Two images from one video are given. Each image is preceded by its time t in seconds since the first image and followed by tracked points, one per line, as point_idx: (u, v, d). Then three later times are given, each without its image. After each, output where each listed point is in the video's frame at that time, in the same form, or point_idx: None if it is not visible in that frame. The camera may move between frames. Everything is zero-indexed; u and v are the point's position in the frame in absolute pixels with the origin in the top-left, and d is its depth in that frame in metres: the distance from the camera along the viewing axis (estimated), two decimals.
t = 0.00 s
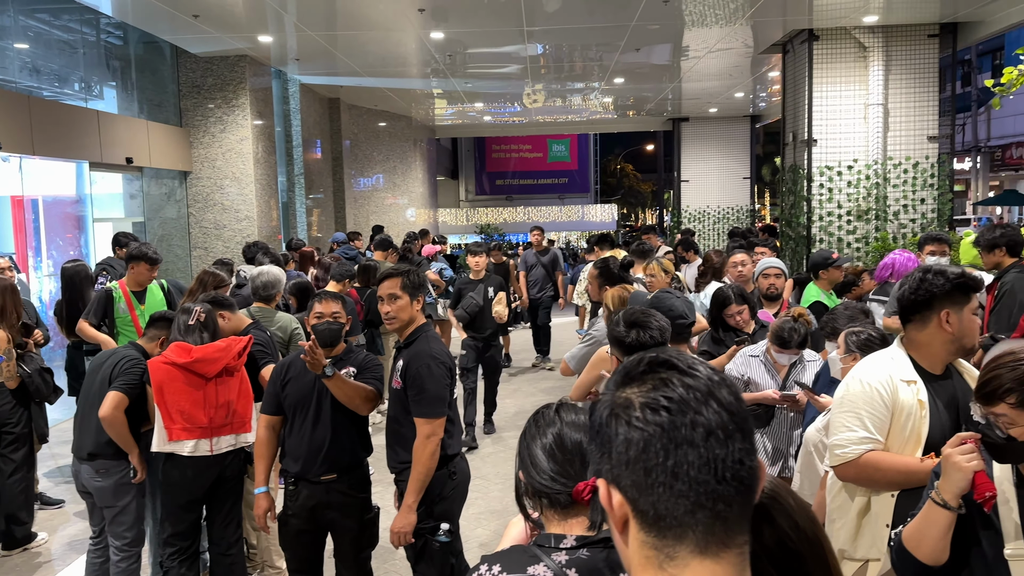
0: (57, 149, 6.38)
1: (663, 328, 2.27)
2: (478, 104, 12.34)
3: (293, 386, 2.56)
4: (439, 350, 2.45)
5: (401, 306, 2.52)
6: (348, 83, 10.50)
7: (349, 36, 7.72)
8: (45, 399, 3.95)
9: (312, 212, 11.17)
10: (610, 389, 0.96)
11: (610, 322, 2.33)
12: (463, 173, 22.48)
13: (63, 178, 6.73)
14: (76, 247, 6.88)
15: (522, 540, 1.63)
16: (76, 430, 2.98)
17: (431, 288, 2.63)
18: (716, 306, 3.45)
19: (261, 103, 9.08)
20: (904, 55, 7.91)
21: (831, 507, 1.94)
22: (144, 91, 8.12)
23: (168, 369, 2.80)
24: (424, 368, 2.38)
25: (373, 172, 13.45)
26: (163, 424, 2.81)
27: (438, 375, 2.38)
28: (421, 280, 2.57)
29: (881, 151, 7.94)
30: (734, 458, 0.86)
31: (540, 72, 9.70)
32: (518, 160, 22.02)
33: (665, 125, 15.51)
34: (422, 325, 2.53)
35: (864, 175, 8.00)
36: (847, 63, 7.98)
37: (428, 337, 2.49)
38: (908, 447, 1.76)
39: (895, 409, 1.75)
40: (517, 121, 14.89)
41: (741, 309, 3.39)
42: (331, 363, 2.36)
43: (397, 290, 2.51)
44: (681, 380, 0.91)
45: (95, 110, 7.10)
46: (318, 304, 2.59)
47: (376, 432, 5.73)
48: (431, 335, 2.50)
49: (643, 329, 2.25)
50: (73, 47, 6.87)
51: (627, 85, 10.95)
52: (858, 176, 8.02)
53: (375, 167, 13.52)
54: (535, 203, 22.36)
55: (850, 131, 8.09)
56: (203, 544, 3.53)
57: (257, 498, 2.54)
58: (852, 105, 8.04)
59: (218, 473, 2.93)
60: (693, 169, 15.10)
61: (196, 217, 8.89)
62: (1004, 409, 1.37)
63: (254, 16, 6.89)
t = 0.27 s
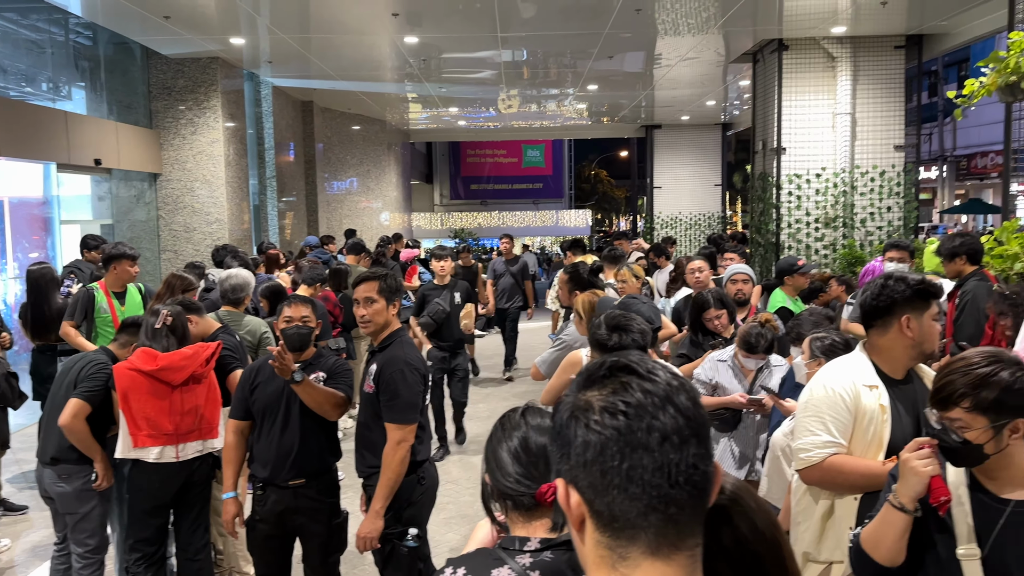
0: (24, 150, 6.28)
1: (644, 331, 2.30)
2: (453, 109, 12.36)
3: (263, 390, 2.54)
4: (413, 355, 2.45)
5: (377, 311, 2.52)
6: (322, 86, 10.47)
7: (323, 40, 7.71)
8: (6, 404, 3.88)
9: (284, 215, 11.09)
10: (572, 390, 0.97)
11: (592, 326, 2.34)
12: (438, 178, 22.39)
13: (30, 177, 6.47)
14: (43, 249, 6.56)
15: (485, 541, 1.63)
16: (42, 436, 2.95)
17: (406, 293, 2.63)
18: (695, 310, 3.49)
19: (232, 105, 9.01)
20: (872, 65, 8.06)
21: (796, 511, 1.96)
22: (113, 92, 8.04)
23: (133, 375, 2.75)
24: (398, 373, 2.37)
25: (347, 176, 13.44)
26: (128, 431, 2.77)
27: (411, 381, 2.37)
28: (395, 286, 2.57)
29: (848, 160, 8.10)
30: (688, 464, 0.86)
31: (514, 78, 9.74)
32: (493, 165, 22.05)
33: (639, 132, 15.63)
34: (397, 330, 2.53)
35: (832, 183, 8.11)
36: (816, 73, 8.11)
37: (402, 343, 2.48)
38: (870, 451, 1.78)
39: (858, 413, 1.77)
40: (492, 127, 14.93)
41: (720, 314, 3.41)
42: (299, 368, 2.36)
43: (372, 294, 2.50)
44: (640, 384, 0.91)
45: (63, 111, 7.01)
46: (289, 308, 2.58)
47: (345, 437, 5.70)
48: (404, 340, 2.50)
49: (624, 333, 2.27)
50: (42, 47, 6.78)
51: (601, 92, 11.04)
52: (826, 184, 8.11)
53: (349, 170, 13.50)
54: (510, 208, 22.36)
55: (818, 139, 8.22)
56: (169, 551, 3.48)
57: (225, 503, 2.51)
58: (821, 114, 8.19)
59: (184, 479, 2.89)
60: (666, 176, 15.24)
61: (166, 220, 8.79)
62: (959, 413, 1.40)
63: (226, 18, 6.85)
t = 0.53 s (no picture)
0: None
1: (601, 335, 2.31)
2: (421, 114, 12.36)
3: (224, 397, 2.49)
4: (382, 360, 2.44)
5: (344, 315, 2.50)
6: (288, 89, 10.41)
7: (290, 43, 7.67)
8: None
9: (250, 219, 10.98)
10: (535, 388, 0.97)
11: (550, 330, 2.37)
12: (406, 182, 22.08)
13: None
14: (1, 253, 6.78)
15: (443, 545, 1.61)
16: None
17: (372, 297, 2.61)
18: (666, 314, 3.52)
19: (197, 108, 8.92)
20: (835, 75, 8.23)
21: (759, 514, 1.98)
22: (75, 93, 7.94)
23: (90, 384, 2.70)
24: (369, 378, 2.36)
25: (314, 180, 13.45)
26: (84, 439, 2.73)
27: (381, 387, 2.37)
28: (362, 290, 2.55)
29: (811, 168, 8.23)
30: (646, 473, 0.86)
31: (482, 84, 9.78)
32: (462, 170, 22.01)
33: (607, 139, 15.76)
34: (365, 335, 2.52)
35: (794, 191, 8.17)
36: (780, 82, 8.23)
37: (370, 347, 2.47)
38: (830, 452, 1.80)
39: (817, 415, 1.80)
40: (460, 132, 14.95)
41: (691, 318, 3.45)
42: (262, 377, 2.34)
43: (338, 299, 2.48)
44: (602, 388, 0.91)
45: (21, 112, 6.93)
46: (249, 313, 2.53)
47: (310, 443, 5.64)
48: (371, 345, 2.48)
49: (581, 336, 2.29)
50: None
51: (569, 99, 11.12)
52: (789, 193, 8.20)
53: (315, 175, 13.48)
54: (480, 213, 22.22)
55: (781, 147, 8.33)
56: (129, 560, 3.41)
57: (186, 511, 2.46)
58: (784, 122, 8.28)
59: (143, 487, 2.84)
60: (634, 182, 15.38)
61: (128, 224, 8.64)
62: (909, 415, 1.41)
63: (190, 20, 6.79)
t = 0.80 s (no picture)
0: None
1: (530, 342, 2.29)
2: (371, 119, 12.29)
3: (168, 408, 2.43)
4: (337, 367, 2.42)
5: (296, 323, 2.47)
6: (234, 93, 10.26)
7: (236, 47, 7.55)
8: None
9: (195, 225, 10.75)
10: (492, 396, 0.95)
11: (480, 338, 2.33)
12: (356, 188, 21.64)
13: None
14: None
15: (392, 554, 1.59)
16: None
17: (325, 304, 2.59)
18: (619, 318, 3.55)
19: (139, 112, 8.75)
20: (778, 83, 8.43)
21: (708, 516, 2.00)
22: (11, 95, 7.66)
23: (27, 398, 2.60)
24: (325, 385, 2.34)
25: (260, 186, 13.28)
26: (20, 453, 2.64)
27: (336, 394, 2.34)
28: (314, 297, 2.53)
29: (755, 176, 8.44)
30: (602, 484, 0.87)
31: (433, 90, 9.76)
32: (412, 176, 21.41)
33: (558, 146, 15.90)
34: (317, 342, 2.49)
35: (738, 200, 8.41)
36: (725, 92, 8.40)
37: (324, 354, 2.44)
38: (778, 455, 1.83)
39: (764, 419, 1.83)
40: (411, 138, 14.91)
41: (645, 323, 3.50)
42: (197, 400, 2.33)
43: (289, 307, 2.45)
44: (559, 397, 0.90)
45: None
46: (198, 323, 2.49)
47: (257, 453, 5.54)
48: (324, 352, 2.45)
49: (509, 345, 2.27)
50: None
51: (520, 106, 11.17)
52: (733, 201, 8.42)
53: (262, 180, 13.32)
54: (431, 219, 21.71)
55: (726, 155, 8.48)
56: None
57: (130, 526, 2.39)
58: (730, 131, 8.44)
59: (83, 501, 2.75)
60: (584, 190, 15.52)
61: (67, 230, 8.38)
62: (839, 418, 1.46)
63: (132, 22, 6.64)
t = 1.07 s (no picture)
0: None
1: (462, 357, 2.24)
2: (327, 124, 12.19)
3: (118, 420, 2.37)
4: (293, 378, 2.40)
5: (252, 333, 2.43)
6: (185, 98, 10.08)
7: (188, 51, 7.43)
8: None
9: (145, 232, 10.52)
10: (436, 412, 0.94)
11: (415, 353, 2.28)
12: (312, 193, 21.04)
13: None
14: None
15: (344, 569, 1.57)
16: None
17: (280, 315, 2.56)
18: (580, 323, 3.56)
19: (86, 117, 8.56)
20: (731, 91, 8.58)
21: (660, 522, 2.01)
22: None
23: None
24: (281, 396, 2.32)
25: (213, 192, 13.04)
26: None
27: (291, 406, 2.33)
28: (270, 307, 2.51)
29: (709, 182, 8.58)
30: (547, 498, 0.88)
31: (390, 95, 9.72)
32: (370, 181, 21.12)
33: (515, 152, 15.95)
34: (272, 352, 2.46)
35: (694, 205, 8.50)
36: (679, 99, 8.52)
37: (280, 365, 2.42)
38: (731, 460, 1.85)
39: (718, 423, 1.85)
40: (368, 143, 14.80)
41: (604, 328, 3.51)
42: (145, 422, 2.29)
43: (247, 317, 2.41)
44: (505, 412, 0.90)
45: None
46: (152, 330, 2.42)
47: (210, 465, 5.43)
48: (280, 363, 2.43)
49: (442, 358, 2.21)
50: None
51: (478, 111, 11.16)
52: (689, 206, 8.51)
53: (215, 185, 13.09)
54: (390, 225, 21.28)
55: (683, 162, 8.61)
56: None
57: (75, 543, 2.32)
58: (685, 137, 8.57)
59: (28, 518, 2.68)
60: (542, 196, 15.57)
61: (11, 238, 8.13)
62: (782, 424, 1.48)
63: (79, 25, 6.50)
